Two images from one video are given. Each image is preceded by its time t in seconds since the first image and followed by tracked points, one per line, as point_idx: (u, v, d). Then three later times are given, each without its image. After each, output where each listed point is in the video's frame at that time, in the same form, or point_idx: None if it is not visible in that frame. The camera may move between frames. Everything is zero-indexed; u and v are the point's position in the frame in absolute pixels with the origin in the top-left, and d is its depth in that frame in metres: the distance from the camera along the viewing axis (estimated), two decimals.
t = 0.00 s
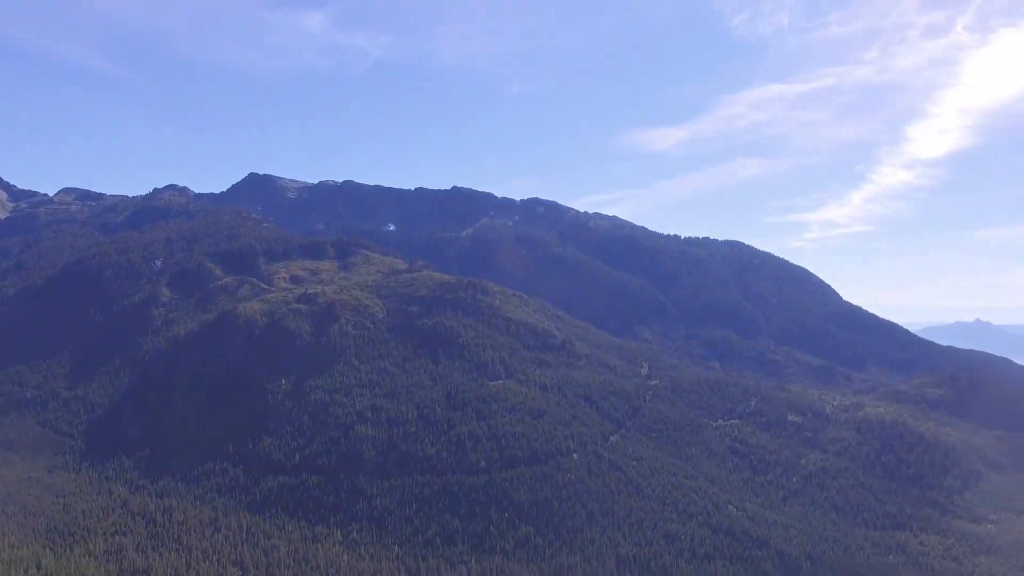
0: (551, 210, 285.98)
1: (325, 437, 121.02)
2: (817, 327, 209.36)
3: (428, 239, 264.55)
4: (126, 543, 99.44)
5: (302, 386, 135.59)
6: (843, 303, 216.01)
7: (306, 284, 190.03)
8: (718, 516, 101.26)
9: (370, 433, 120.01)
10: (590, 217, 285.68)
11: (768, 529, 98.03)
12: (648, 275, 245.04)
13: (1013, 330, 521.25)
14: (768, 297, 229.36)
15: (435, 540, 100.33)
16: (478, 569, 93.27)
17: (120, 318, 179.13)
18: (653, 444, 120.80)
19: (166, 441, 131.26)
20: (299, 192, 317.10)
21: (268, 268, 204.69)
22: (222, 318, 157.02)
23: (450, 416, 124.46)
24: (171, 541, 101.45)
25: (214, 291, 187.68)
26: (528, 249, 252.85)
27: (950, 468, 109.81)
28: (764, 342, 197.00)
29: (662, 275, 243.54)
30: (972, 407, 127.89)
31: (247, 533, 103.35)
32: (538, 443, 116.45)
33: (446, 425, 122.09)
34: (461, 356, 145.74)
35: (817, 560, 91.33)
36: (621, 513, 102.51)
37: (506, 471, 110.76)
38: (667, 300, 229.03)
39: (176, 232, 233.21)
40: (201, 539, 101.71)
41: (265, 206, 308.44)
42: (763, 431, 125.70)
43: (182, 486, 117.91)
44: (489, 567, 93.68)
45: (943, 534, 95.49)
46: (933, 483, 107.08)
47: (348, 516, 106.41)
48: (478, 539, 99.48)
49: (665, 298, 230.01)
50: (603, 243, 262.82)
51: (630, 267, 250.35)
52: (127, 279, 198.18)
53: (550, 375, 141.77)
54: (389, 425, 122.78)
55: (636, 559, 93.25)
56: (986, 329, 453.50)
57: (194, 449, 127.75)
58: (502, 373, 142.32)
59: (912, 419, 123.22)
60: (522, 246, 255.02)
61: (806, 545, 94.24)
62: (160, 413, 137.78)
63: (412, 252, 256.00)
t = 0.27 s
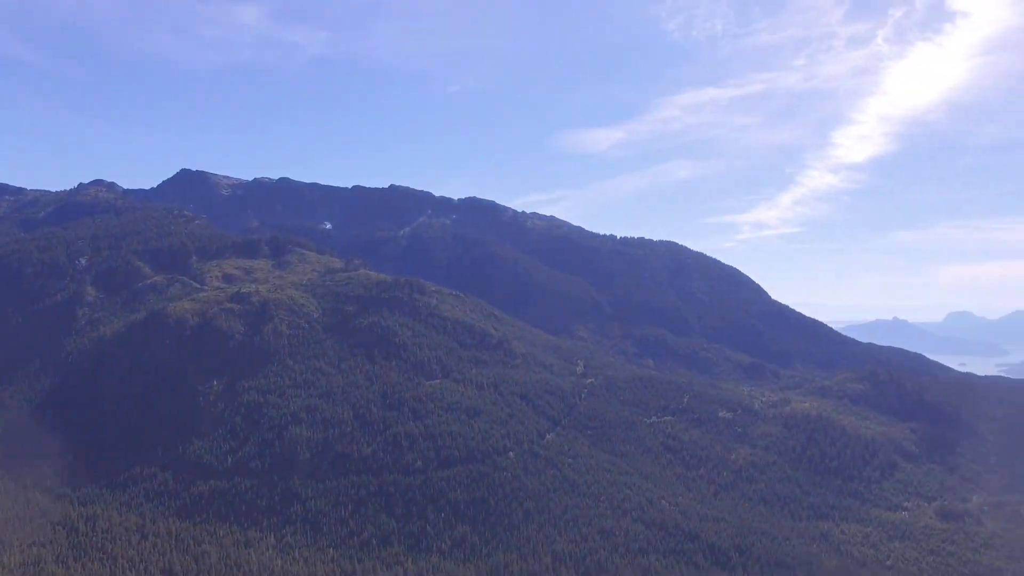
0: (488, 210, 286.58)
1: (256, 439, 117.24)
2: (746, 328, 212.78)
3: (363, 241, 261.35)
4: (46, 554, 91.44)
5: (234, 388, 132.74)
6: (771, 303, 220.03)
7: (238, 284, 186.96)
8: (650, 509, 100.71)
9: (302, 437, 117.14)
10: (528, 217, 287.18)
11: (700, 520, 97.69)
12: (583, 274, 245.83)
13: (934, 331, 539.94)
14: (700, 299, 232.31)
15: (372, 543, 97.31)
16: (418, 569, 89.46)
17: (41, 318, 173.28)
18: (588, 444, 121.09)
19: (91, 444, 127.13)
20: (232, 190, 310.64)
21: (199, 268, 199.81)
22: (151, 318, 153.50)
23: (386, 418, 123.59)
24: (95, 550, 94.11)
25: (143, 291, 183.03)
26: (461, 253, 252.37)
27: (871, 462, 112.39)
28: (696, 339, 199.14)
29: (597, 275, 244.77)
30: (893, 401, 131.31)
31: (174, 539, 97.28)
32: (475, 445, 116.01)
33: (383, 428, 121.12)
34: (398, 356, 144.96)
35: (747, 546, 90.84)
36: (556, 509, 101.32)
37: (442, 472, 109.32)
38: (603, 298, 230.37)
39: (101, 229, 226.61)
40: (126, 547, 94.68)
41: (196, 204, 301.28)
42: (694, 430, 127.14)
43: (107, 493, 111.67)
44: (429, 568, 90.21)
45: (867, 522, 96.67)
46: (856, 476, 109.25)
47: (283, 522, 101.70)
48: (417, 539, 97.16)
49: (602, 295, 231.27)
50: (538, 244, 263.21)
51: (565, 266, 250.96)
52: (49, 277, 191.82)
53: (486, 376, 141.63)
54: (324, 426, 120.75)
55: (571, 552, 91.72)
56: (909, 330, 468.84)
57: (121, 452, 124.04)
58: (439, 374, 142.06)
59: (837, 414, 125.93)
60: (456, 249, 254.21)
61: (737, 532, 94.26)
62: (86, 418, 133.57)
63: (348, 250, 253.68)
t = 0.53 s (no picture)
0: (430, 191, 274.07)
1: (157, 332, 105.78)
2: (682, 315, 205.56)
3: (296, 226, 251.08)
4: None
5: (138, 306, 119.18)
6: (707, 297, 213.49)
7: (170, 281, 173.58)
8: (595, 454, 91.98)
9: (212, 336, 106.02)
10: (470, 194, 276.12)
11: (652, 468, 89.90)
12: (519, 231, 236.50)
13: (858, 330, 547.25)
14: (637, 270, 225.40)
15: (298, 417, 87.50)
16: (351, 459, 79.94)
17: None
18: (523, 391, 111.81)
19: None
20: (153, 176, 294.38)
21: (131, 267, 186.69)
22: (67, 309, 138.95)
23: (305, 331, 113.14)
24: None
25: (71, 292, 169.58)
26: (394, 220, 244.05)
27: (819, 439, 104.76)
28: (633, 329, 192.13)
29: (534, 236, 235.59)
30: (827, 393, 124.35)
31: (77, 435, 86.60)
32: (401, 372, 107.70)
33: (302, 340, 110.87)
34: (317, 290, 132.73)
35: (710, 503, 82.70)
36: (494, 437, 91.86)
37: (368, 385, 100.33)
38: (540, 254, 222.74)
39: (21, 232, 212.74)
40: None
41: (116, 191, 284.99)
42: (631, 394, 117.58)
43: None
44: (364, 455, 80.82)
45: (837, 498, 88.71)
46: (806, 448, 101.44)
47: (199, 389, 91.33)
48: (347, 420, 88.05)
49: (540, 255, 223.60)
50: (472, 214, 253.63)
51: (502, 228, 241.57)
52: None
53: (415, 322, 130.83)
54: (240, 330, 110.64)
55: (514, 465, 83.16)
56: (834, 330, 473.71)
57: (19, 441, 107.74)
58: (365, 306, 130.61)
59: (770, 403, 117.82)
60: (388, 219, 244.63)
61: (692, 486, 86.19)
62: None
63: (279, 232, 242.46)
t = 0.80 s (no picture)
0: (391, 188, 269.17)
1: (111, 333, 104.30)
2: (638, 315, 206.48)
3: (251, 222, 246.39)
4: None
5: (85, 305, 116.30)
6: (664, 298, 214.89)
7: (121, 281, 164.61)
8: (552, 453, 92.79)
9: (165, 336, 104.38)
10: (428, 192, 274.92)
11: (610, 466, 91.03)
12: (477, 228, 235.99)
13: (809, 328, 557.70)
14: (594, 268, 226.42)
15: (254, 419, 86.75)
16: (309, 460, 79.49)
17: None
18: (480, 390, 112.14)
19: None
20: (100, 172, 285.63)
21: (75, 262, 178.82)
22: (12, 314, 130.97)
23: (260, 330, 112.16)
24: None
25: (13, 288, 160.95)
26: (350, 218, 242.26)
27: (771, 435, 106.87)
28: (591, 329, 192.50)
29: (491, 235, 235.27)
30: (779, 391, 126.73)
31: (26, 429, 84.30)
32: (357, 372, 107.34)
33: (257, 339, 109.92)
34: (271, 289, 131.37)
35: (667, 500, 83.91)
36: (451, 437, 92.12)
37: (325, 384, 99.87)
38: (497, 253, 222.85)
39: None
40: None
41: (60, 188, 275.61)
42: (588, 392, 118.61)
43: None
44: (321, 457, 80.40)
45: (789, 493, 90.68)
46: (759, 444, 103.42)
47: (153, 392, 90.05)
48: (303, 421, 87.58)
49: (498, 253, 223.53)
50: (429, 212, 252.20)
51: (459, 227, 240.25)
52: None
53: (372, 321, 130.23)
54: (194, 329, 109.14)
55: (472, 464, 83.55)
56: (785, 328, 481.98)
57: None
58: (320, 305, 129.68)
59: (725, 401, 119.84)
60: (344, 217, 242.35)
61: (649, 484, 87.37)
62: None
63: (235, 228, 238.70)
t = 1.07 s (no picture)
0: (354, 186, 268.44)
1: (66, 333, 102.63)
2: (602, 315, 207.37)
3: (213, 220, 243.01)
4: None
5: (39, 304, 113.71)
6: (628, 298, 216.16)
7: (77, 279, 161.73)
8: (517, 452, 93.15)
9: (123, 337, 102.83)
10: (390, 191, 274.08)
11: (574, 464, 91.64)
12: (441, 227, 235.47)
13: (769, 326, 565.27)
14: (559, 267, 227.02)
15: (215, 420, 85.90)
16: (272, 460, 78.92)
17: None
18: (444, 389, 112.14)
19: None
20: (55, 168, 279.92)
21: (29, 260, 174.29)
22: None
23: (221, 330, 110.79)
24: None
25: None
26: (313, 216, 240.28)
27: (733, 432, 108.33)
28: (555, 328, 192.95)
29: (455, 234, 234.88)
30: (740, 388, 128.40)
31: None
32: (321, 371, 106.74)
33: (219, 339, 108.77)
34: (232, 288, 130.04)
35: (631, 497, 84.69)
36: (416, 436, 92.08)
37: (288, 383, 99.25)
38: (462, 252, 222.59)
39: None
40: None
41: (14, 186, 269.29)
42: (552, 391, 118.99)
43: None
44: (284, 457, 79.87)
45: (750, 488, 92.00)
46: (721, 441, 104.78)
47: (111, 393, 88.77)
48: (266, 422, 86.90)
49: (463, 252, 223.27)
50: (393, 211, 251.08)
51: (423, 225, 239.38)
52: None
53: (335, 320, 129.59)
54: (154, 328, 107.69)
55: (437, 463, 83.62)
56: (746, 326, 488.06)
57: None
58: (282, 304, 128.71)
59: (688, 398, 121.19)
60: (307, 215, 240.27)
61: (613, 481, 88.13)
62: None
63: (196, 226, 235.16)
